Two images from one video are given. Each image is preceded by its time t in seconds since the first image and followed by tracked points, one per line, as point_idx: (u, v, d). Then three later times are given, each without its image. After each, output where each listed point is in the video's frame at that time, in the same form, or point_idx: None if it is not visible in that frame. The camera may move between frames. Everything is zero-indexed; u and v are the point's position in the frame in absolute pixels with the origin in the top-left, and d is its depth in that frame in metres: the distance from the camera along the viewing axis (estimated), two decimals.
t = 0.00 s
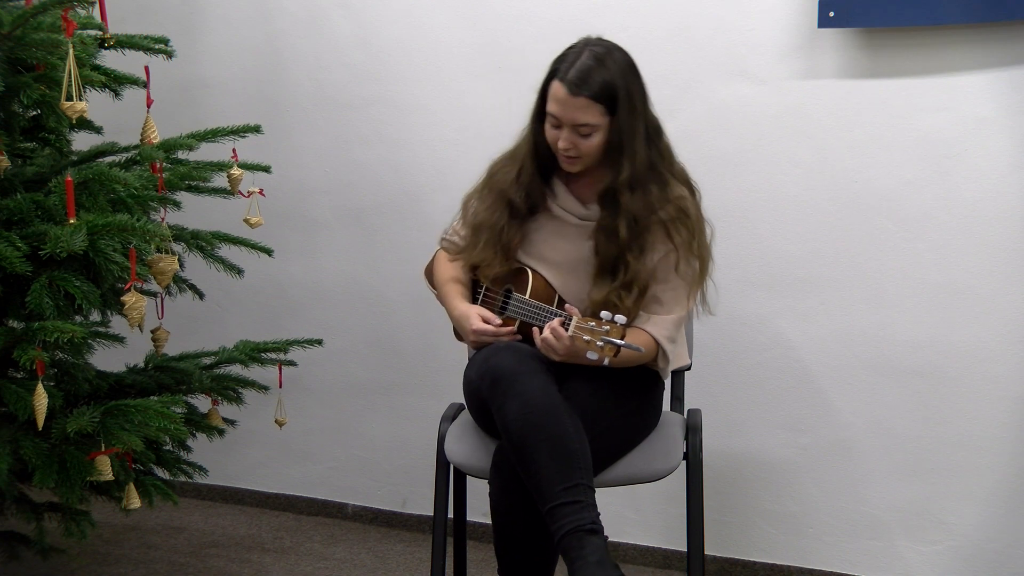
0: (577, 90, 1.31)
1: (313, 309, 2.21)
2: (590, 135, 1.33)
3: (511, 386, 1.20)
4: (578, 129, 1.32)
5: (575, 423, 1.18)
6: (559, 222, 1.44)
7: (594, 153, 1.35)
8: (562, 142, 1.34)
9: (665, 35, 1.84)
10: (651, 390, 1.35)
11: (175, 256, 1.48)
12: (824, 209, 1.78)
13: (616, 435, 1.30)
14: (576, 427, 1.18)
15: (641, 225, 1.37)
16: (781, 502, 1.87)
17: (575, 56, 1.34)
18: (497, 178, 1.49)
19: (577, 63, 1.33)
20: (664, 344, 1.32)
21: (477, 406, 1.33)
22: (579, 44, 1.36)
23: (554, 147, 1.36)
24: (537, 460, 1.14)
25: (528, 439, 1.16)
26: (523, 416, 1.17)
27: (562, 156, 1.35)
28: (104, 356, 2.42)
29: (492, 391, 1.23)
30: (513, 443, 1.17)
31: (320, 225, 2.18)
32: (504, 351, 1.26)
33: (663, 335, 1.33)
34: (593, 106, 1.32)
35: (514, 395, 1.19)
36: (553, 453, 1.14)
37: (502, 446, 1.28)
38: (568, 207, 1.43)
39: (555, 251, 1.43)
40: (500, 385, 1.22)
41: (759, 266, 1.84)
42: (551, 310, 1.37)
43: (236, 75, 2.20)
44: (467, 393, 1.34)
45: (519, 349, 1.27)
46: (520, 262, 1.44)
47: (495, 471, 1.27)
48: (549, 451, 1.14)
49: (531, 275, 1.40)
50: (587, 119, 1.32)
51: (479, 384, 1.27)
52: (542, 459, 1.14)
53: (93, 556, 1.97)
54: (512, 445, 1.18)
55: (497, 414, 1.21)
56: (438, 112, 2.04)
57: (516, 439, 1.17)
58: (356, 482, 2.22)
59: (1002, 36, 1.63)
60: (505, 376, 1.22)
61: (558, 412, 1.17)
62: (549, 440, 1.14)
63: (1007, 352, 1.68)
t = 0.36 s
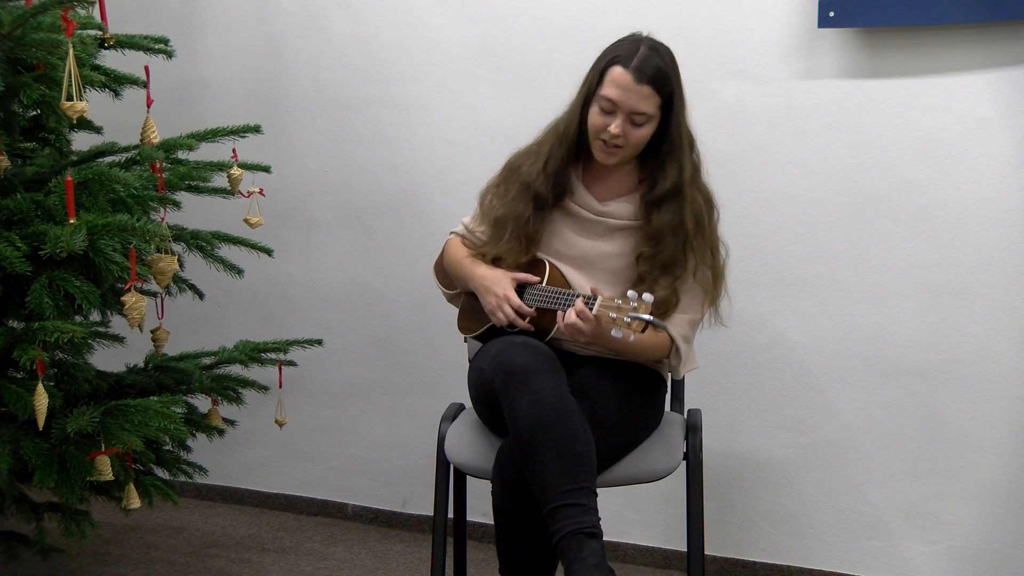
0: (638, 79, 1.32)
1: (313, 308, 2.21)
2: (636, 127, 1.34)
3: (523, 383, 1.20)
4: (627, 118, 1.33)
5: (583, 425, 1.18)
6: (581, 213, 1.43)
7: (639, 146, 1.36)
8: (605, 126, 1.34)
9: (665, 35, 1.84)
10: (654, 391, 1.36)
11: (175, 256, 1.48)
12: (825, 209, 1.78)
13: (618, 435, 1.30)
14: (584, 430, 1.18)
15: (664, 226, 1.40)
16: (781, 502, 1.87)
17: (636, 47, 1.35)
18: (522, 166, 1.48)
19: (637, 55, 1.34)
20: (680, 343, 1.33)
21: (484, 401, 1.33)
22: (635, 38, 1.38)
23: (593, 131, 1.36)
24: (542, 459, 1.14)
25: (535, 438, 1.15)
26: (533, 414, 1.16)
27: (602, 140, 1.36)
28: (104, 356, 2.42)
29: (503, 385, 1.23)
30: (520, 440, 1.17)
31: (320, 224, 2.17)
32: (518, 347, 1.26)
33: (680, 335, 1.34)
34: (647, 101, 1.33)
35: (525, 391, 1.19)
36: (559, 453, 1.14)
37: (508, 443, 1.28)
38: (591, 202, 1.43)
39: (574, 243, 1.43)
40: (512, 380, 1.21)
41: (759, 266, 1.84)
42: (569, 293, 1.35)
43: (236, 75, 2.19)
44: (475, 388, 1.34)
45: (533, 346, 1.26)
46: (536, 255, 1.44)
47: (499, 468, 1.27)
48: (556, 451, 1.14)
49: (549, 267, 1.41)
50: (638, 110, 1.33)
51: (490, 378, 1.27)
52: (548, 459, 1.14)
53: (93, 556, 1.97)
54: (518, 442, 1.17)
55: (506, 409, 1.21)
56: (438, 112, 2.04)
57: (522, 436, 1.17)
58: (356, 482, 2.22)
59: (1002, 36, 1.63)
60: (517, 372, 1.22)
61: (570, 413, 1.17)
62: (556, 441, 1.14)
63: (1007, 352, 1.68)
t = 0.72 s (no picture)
0: (640, 61, 1.35)
1: (314, 308, 2.21)
2: (637, 110, 1.36)
3: (521, 381, 1.20)
4: (628, 100, 1.36)
5: (582, 423, 1.18)
6: (577, 204, 1.43)
7: (641, 128, 1.38)
8: (605, 107, 1.36)
9: (666, 35, 1.84)
10: (653, 390, 1.36)
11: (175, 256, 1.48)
12: (824, 209, 1.78)
13: (617, 435, 1.30)
14: (583, 427, 1.18)
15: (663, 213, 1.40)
16: (781, 502, 1.87)
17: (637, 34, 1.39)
18: (520, 162, 1.50)
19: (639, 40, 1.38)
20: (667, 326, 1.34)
21: (484, 401, 1.33)
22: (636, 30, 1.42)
23: (592, 113, 1.38)
24: (541, 457, 1.14)
25: (534, 436, 1.15)
26: (531, 412, 1.17)
27: (602, 122, 1.37)
28: (104, 357, 2.42)
29: (501, 384, 1.23)
30: (519, 439, 1.17)
31: (321, 225, 2.17)
32: (517, 346, 1.26)
33: (669, 322, 1.35)
34: (648, 84, 1.36)
35: (524, 390, 1.19)
36: (558, 451, 1.14)
37: (508, 443, 1.28)
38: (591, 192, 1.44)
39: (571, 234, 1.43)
40: (510, 379, 1.22)
41: (759, 266, 1.84)
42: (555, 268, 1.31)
43: (236, 75, 2.20)
44: (475, 388, 1.34)
45: (532, 345, 1.27)
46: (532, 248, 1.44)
47: (499, 468, 1.27)
48: (554, 449, 1.14)
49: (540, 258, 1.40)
50: (639, 92, 1.35)
51: (489, 378, 1.28)
52: (547, 456, 1.14)
53: (93, 556, 1.97)
54: (518, 440, 1.17)
55: (504, 409, 1.21)
56: (438, 112, 2.04)
57: (521, 435, 1.17)
58: (356, 482, 2.22)
59: (1002, 36, 1.63)
60: (515, 370, 1.22)
61: (567, 411, 1.17)
62: (555, 438, 1.14)
63: (1007, 352, 1.68)
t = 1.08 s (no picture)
0: (585, 51, 1.36)
1: (313, 309, 2.21)
2: (596, 100, 1.37)
3: (513, 380, 1.21)
4: (584, 92, 1.37)
5: (576, 419, 1.18)
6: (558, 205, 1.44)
7: (605, 116, 1.39)
8: (565, 104, 1.37)
9: (666, 35, 1.84)
10: (650, 387, 1.35)
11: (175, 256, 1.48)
12: (823, 209, 1.78)
13: (615, 433, 1.30)
14: (577, 423, 1.18)
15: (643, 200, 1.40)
16: (781, 502, 1.87)
17: (575, 28, 1.40)
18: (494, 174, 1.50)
19: (580, 32, 1.39)
20: (668, 328, 1.33)
21: (479, 402, 1.33)
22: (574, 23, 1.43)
23: (555, 114, 1.38)
24: (537, 454, 1.14)
25: (529, 435, 1.15)
26: (525, 410, 1.17)
27: (567, 120, 1.38)
28: (104, 357, 2.42)
29: (494, 385, 1.23)
30: (513, 438, 1.17)
31: (321, 225, 2.17)
32: (509, 346, 1.26)
33: (666, 318, 1.34)
34: (600, 71, 1.37)
35: (517, 389, 1.19)
36: (553, 448, 1.14)
37: (503, 443, 1.28)
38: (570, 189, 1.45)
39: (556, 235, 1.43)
40: (503, 379, 1.22)
41: (759, 266, 1.84)
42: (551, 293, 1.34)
43: (236, 75, 2.20)
44: (470, 389, 1.34)
45: (523, 344, 1.27)
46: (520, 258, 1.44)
47: (496, 469, 1.27)
48: (548, 446, 1.14)
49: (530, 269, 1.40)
50: (593, 82, 1.36)
51: (482, 379, 1.28)
52: (542, 454, 1.14)
53: (93, 556, 1.97)
54: (512, 440, 1.17)
55: (498, 409, 1.21)
56: (438, 112, 2.04)
57: (516, 434, 1.17)
58: (356, 482, 2.22)
59: (1002, 36, 1.63)
60: (508, 370, 1.22)
61: (560, 408, 1.17)
62: (549, 435, 1.14)
63: (1007, 352, 1.68)
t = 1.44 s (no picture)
0: (529, 62, 1.34)
1: (313, 308, 2.21)
2: (552, 106, 1.36)
3: (507, 382, 1.21)
4: (538, 101, 1.35)
5: (572, 418, 1.18)
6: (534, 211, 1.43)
7: (565, 118, 1.37)
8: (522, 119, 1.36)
9: (666, 36, 1.84)
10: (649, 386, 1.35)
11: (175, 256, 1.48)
12: (823, 209, 1.78)
13: (613, 432, 1.30)
14: (573, 421, 1.18)
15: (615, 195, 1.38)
16: (781, 502, 1.87)
17: (515, 39, 1.38)
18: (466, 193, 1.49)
19: (522, 42, 1.37)
20: (653, 317, 1.29)
21: (476, 405, 1.33)
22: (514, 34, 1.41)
23: (516, 130, 1.37)
24: (534, 454, 1.14)
25: (526, 436, 1.15)
26: (520, 411, 1.17)
27: (527, 132, 1.37)
28: (104, 357, 2.42)
29: (489, 388, 1.23)
30: (510, 439, 1.17)
31: (321, 225, 2.17)
32: (501, 349, 1.27)
33: (651, 309, 1.30)
34: (548, 77, 1.35)
35: (511, 391, 1.19)
36: (550, 447, 1.14)
37: (501, 445, 1.28)
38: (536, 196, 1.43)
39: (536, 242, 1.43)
40: (497, 381, 1.22)
41: (759, 266, 1.84)
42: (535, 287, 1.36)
43: (236, 74, 2.20)
44: (465, 392, 1.35)
45: (516, 347, 1.27)
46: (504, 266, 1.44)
47: (494, 471, 1.27)
48: (545, 445, 1.14)
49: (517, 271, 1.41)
50: (544, 89, 1.35)
51: (477, 383, 1.28)
52: (540, 454, 1.14)
53: (93, 556, 1.97)
54: (510, 441, 1.17)
55: (494, 411, 1.22)
56: (438, 112, 2.04)
57: (512, 435, 1.17)
58: (356, 482, 2.22)
59: (1003, 36, 1.63)
60: (501, 372, 1.22)
61: (555, 407, 1.17)
62: (546, 434, 1.15)
63: (1008, 352, 1.68)
